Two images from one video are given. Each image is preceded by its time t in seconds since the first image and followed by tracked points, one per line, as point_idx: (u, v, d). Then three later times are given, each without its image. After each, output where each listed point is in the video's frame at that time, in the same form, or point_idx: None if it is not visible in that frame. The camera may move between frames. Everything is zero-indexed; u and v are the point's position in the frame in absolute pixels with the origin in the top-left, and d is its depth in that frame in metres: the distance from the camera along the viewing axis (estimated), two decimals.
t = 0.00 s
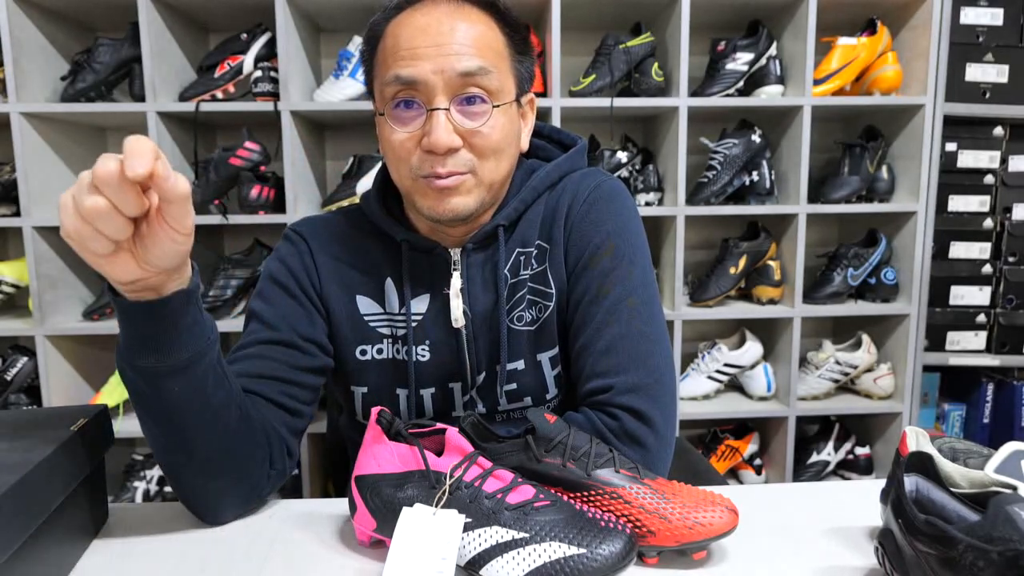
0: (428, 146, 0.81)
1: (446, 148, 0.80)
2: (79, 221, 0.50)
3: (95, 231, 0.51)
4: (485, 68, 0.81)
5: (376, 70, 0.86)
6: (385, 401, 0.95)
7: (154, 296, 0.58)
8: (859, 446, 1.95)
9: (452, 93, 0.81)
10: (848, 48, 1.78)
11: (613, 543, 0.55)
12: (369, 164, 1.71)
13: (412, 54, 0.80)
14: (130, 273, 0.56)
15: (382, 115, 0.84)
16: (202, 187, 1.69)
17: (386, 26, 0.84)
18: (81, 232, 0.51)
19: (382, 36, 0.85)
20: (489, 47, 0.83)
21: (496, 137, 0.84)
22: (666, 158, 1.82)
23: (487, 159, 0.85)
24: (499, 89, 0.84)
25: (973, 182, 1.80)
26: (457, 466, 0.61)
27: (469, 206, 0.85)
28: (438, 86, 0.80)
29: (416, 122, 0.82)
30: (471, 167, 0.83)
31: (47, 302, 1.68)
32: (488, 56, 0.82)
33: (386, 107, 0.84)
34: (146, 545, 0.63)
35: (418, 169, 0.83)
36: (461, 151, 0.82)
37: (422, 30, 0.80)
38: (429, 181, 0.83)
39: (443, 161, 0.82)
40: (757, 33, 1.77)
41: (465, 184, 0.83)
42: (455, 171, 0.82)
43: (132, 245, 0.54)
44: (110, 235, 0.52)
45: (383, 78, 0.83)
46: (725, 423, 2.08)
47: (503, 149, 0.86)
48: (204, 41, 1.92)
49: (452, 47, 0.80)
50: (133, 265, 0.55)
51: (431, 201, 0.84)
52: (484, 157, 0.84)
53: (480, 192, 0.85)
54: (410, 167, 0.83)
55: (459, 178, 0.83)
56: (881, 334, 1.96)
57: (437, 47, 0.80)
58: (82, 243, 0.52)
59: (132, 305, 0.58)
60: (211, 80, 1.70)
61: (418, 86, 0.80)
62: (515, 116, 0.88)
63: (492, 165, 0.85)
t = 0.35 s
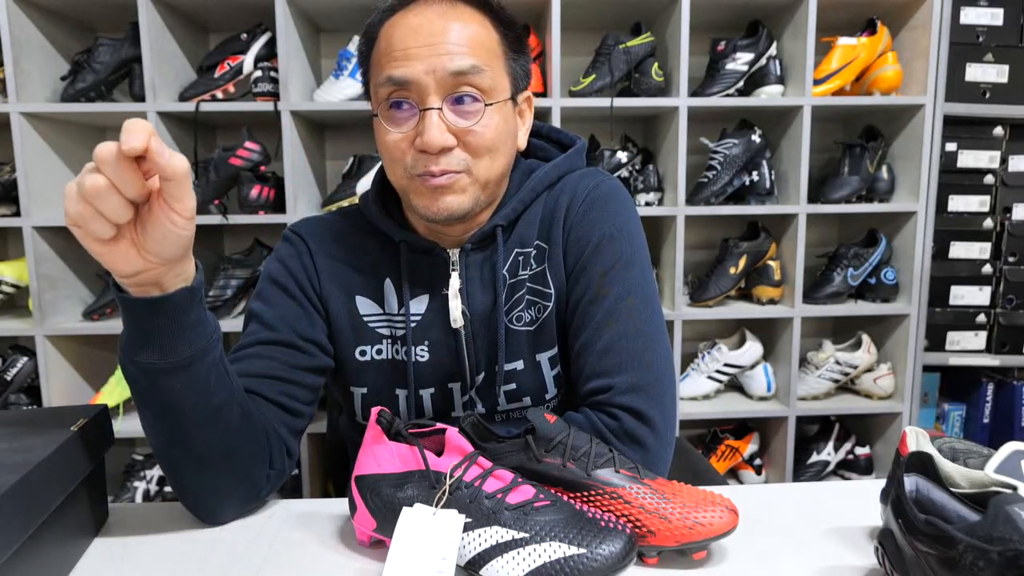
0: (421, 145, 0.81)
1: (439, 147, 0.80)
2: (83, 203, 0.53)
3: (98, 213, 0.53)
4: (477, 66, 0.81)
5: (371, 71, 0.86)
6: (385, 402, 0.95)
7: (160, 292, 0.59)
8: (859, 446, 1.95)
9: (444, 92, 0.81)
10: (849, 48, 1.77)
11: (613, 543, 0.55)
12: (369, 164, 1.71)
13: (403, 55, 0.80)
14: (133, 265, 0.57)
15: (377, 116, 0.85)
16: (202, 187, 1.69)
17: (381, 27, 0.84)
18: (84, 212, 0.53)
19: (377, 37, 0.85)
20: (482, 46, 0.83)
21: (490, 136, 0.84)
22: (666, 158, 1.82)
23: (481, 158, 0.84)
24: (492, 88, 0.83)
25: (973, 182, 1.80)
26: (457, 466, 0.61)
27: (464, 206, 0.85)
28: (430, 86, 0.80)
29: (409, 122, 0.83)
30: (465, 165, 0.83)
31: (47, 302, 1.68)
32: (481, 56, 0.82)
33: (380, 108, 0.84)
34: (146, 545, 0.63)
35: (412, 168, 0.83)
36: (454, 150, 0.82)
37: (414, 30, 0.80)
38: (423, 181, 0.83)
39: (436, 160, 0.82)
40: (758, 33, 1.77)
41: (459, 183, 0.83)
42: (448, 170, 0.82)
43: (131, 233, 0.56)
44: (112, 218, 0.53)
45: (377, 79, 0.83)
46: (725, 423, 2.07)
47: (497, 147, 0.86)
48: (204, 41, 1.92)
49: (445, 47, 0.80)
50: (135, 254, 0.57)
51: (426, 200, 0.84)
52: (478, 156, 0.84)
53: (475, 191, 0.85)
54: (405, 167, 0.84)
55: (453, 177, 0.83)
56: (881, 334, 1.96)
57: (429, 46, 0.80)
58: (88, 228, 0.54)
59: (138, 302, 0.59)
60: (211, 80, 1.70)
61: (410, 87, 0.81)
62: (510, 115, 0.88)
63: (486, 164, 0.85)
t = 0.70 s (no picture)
0: (408, 142, 0.81)
1: (425, 144, 0.80)
2: (48, 260, 0.46)
3: (64, 271, 0.47)
4: (466, 63, 0.81)
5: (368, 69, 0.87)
6: (385, 402, 0.95)
7: (136, 334, 0.57)
8: (859, 446, 1.95)
9: (433, 89, 0.81)
10: (849, 48, 1.77)
11: (613, 543, 0.55)
12: (369, 164, 1.71)
13: (394, 52, 0.81)
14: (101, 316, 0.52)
15: (372, 113, 0.86)
16: (202, 186, 1.68)
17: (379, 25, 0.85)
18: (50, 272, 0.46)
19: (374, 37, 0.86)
20: (475, 44, 0.83)
21: (479, 133, 0.83)
22: (666, 158, 1.82)
23: (470, 155, 0.84)
24: (481, 85, 0.83)
25: (973, 182, 1.80)
26: (457, 466, 0.61)
27: (453, 204, 0.85)
28: (417, 83, 0.81)
29: (399, 119, 0.83)
30: (453, 163, 0.83)
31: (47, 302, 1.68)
32: (471, 52, 0.82)
33: (374, 105, 0.85)
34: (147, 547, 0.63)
35: (401, 165, 0.83)
36: (441, 147, 0.82)
37: (405, 28, 0.81)
38: (412, 178, 0.83)
39: (423, 157, 0.82)
40: (757, 33, 1.77)
41: (446, 181, 0.83)
42: (436, 167, 0.82)
43: (100, 286, 0.51)
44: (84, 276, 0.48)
45: (371, 76, 0.84)
46: (725, 423, 2.07)
47: (487, 145, 0.85)
48: (204, 41, 1.92)
49: (434, 44, 0.80)
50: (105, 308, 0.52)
51: (415, 198, 0.84)
52: (466, 153, 0.84)
53: (464, 189, 0.85)
54: (395, 163, 0.84)
55: (441, 175, 0.83)
56: (881, 335, 1.96)
57: (417, 44, 0.80)
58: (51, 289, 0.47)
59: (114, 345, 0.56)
60: (212, 80, 1.70)
61: (399, 84, 0.81)
62: (503, 112, 0.87)
63: (475, 162, 0.85)
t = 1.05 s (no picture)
0: (399, 145, 0.81)
1: (416, 148, 0.80)
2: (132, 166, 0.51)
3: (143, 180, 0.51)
4: (459, 67, 0.81)
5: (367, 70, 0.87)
6: (385, 402, 0.95)
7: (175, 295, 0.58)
8: (859, 446, 1.95)
9: (425, 93, 0.81)
10: (848, 48, 1.77)
11: (613, 543, 0.55)
12: (369, 164, 1.71)
13: (388, 55, 0.81)
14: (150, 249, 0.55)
15: (368, 114, 0.86)
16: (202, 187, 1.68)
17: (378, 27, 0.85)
18: (126, 173, 0.50)
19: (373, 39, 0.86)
20: (470, 47, 0.82)
21: (471, 137, 0.83)
22: (666, 158, 1.82)
23: (461, 160, 0.84)
24: (475, 89, 0.83)
25: (973, 182, 1.80)
26: (457, 466, 0.61)
27: (444, 208, 0.85)
28: (410, 87, 0.80)
29: (392, 122, 0.83)
30: (443, 167, 0.83)
31: (47, 302, 1.69)
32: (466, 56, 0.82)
33: (370, 107, 0.85)
34: (147, 546, 0.63)
35: (394, 168, 0.83)
36: (432, 152, 0.82)
37: (401, 30, 0.81)
38: (403, 182, 0.83)
39: (414, 160, 0.82)
40: (757, 33, 1.77)
41: (437, 185, 0.83)
42: (426, 171, 0.82)
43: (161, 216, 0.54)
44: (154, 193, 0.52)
45: (367, 78, 0.84)
46: (725, 423, 2.08)
47: (479, 149, 0.85)
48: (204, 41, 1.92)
49: (427, 47, 0.80)
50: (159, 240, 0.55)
51: (406, 200, 0.84)
52: (458, 158, 0.83)
53: (455, 193, 0.85)
54: (388, 166, 0.84)
55: (432, 179, 0.83)
56: (881, 335, 1.96)
57: (411, 47, 0.80)
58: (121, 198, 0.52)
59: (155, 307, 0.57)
60: (212, 80, 1.70)
61: (392, 87, 0.81)
62: (498, 116, 0.87)
63: (467, 167, 0.84)
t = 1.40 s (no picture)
0: (419, 137, 0.81)
1: (436, 139, 0.80)
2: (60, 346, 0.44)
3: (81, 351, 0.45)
4: (475, 58, 0.81)
5: (370, 65, 0.86)
6: (385, 402, 0.95)
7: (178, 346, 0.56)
8: (859, 446, 1.95)
9: (442, 84, 0.81)
10: (848, 48, 1.77)
11: (613, 543, 0.55)
12: (369, 164, 1.71)
13: (401, 47, 0.80)
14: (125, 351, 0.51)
15: (377, 108, 0.85)
16: (202, 186, 1.68)
17: (379, 24, 0.85)
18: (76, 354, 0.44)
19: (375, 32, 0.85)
20: (482, 40, 0.83)
21: (488, 128, 0.84)
22: (666, 158, 1.82)
23: (479, 151, 0.84)
24: (490, 80, 0.83)
25: (973, 182, 1.80)
26: (457, 466, 0.61)
27: (462, 199, 0.85)
28: (428, 78, 0.81)
29: (408, 114, 0.83)
30: (462, 158, 0.83)
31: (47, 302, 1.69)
32: (480, 48, 0.82)
33: (379, 100, 0.84)
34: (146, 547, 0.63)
35: (410, 161, 0.83)
36: (452, 143, 0.82)
37: (412, 22, 0.80)
38: (421, 174, 0.83)
39: (434, 151, 0.82)
40: (757, 33, 1.77)
41: (456, 176, 0.83)
42: (445, 162, 0.83)
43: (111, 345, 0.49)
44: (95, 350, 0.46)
45: (376, 72, 0.83)
46: (725, 423, 2.07)
47: (495, 141, 0.86)
48: (204, 41, 1.92)
49: (442, 39, 0.80)
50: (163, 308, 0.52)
51: (423, 193, 0.84)
52: (475, 148, 0.84)
53: (474, 184, 0.86)
54: (402, 159, 0.84)
55: (450, 170, 0.83)
56: (881, 335, 1.96)
57: (427, 38, 0.80)
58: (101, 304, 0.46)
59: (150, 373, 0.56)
60: (211, 80, 1.70)
61: (408, 79, 0.81)
62: (509, 108, 0.88)
63: (484, 157, 0.85)
